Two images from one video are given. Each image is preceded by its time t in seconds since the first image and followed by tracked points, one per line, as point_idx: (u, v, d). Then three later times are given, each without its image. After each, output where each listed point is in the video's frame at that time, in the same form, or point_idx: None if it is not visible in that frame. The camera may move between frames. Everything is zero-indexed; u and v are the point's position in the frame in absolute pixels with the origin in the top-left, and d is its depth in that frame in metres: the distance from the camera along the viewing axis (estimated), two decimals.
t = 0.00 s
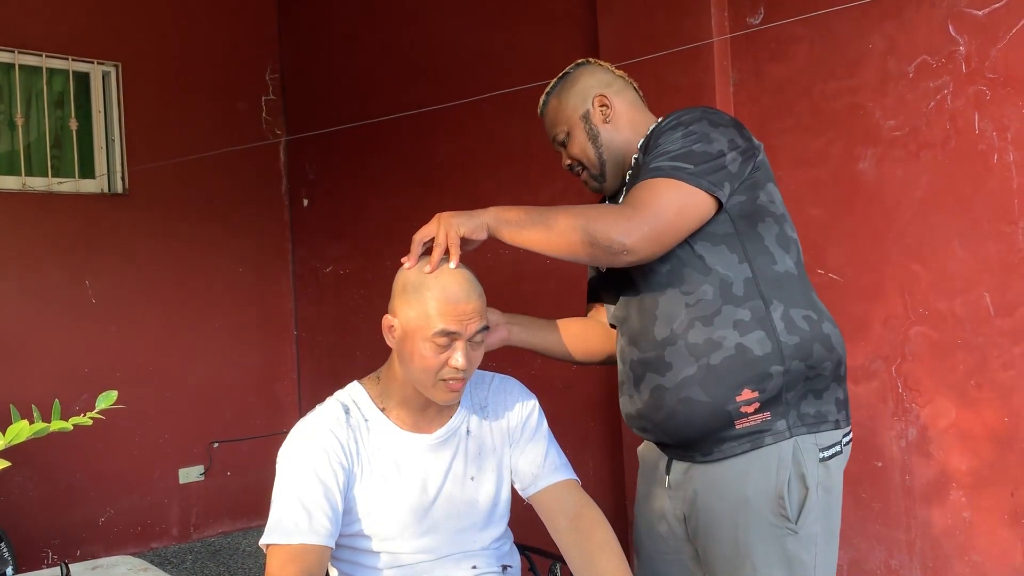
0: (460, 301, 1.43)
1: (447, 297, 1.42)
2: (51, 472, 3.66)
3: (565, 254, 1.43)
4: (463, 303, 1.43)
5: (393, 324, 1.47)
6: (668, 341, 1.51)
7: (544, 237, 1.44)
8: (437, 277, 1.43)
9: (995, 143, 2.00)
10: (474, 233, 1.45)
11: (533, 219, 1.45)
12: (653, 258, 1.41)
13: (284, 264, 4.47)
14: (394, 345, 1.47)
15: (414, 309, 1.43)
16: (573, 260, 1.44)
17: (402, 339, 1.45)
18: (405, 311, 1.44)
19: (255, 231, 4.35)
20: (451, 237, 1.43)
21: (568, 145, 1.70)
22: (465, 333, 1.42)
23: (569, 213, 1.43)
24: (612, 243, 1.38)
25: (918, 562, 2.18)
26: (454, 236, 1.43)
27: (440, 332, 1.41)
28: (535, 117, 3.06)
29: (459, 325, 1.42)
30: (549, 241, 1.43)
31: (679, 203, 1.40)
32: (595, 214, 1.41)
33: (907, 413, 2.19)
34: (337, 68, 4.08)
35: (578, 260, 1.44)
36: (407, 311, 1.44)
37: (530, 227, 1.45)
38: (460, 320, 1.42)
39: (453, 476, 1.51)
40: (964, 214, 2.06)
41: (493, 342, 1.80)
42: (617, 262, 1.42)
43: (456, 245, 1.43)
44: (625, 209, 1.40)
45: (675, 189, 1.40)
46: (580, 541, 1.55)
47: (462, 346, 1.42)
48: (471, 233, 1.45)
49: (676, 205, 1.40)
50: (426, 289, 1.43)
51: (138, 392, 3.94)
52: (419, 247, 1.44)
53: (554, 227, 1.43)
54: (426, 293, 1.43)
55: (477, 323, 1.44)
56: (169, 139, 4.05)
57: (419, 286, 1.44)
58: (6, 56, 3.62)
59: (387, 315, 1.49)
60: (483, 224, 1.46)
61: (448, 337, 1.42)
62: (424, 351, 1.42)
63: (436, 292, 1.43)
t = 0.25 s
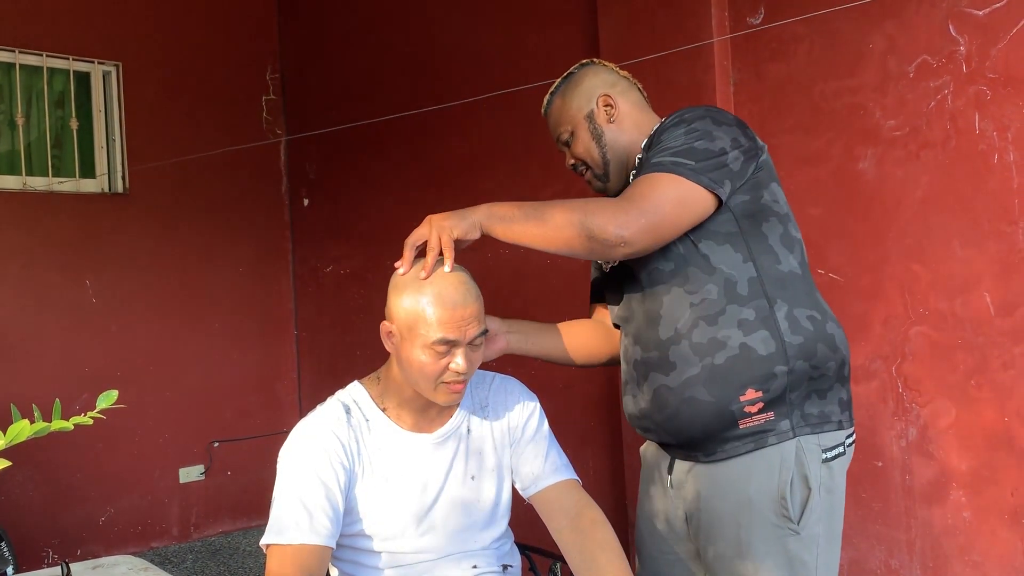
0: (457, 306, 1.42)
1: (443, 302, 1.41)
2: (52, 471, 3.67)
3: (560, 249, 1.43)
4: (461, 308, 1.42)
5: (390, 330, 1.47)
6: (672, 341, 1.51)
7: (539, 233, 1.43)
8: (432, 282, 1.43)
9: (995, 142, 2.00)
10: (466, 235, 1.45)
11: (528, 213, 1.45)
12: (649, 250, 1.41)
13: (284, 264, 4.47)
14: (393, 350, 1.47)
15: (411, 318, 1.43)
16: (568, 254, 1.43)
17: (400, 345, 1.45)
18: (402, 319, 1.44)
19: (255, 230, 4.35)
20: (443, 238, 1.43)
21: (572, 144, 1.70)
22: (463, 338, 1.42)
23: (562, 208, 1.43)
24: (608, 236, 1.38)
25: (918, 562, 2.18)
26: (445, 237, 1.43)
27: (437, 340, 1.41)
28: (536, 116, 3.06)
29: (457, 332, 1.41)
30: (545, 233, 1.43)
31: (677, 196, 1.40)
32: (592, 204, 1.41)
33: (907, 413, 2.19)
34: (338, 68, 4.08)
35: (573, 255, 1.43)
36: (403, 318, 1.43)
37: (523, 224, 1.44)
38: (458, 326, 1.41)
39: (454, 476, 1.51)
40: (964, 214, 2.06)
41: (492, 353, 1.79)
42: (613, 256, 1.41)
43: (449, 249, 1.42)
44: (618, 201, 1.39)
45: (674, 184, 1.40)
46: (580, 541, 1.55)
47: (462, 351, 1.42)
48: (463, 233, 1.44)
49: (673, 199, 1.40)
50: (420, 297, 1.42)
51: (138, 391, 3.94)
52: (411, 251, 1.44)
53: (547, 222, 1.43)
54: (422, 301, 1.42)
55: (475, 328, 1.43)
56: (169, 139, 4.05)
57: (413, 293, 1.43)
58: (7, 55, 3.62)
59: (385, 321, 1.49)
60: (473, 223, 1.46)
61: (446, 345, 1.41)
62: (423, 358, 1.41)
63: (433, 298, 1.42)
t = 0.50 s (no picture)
0: (451, 313, 1.40)
1: (437, 309, 1.40)
2: (52, 471, 3.67)
3: (557, 246, 1.40)
4: (455, 315, 1.41)
5: (385, 336, 1.46)
6: (671, 341, 1.51)
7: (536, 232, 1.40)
8: (425, 290, 1.40)
9: (995, 142, 2.00)
10: (460, 236, 1.38)
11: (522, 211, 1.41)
12: (647, 240, 1.40)
13: (284, 263, 4.47)
14: (388, 356, 1.47)
15: (404, 329, 1.41)
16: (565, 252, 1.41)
17: (395, 353, 1.44)
18: (395, 327, 1.42)
19: (255, 230, 4.35)
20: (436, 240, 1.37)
21: (573, 143, 1.70)
22: (457, 347, 1.41)
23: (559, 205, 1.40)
24: (604, 234, 1.37)
25: (918, 562, 2.18)
26: (438, 240, 1.37)
27: (431, 349, 1.40)
28: (536, 116, 3.06)
29: (451, 343, 1.40)
30: (541, 232, 1.39)
31: (674, 192, 1.40)
32: (591, 203, 1.38)
33: (906, 414, 2.19)
34: (338, 68, 4.08)
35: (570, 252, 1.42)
36: (396, 329, 1.42)
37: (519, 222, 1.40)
38: (451, 335, 1.40)
39: (453, 477, 1.51)
40: (964, 214, 2.06)
41: (491, 352, 1.79)
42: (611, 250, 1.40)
43: (443, 255, 1.37)
44: (615, 197, 1.38)
45: (670, 180, 1.40)
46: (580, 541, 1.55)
47: (457, 360, 1.42)
48: (456, 236, 1.38)
49: (669, 197, 1.39)
50: (413, 305, 1.40)
51: (137, 391, 3.94)
52: (402, 255, 1.40)
53: (544, 221, 1.39)
54: (415, 311, 1.40)
55: (470, 335, 1.43)
56: (169, 139, 4.05)
57: (406, 302, 1.41)
58: (6, 55, 3.62)
59: (380, 328, 1.48)
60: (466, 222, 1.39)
61: (440, 353, 1.40)
62: (418, 365, 1.41)
63: (425, 306, 1.40)
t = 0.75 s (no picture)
0: (447, 316, 1.40)
1: (433, 312, 1.40)
2: (51, 470, 3.67)
3: (553, 249, 1.41)
4: (451, 318, 1.40)
5: (382, 338, 1.46)
6: (671, 342, 1.51)
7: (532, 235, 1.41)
8: (421, 293, 1.40)
9: (994, 143, 2.00)
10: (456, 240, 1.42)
11: (519, 214, 1.42)
12: (645, 243, 1.40)
13: (283, 263, 4.47)
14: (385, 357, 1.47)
15: (399, 331, 1.41)
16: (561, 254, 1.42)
17: (392, 354, 1.45)
18: (391, 329, 1.43)
19: (254, 230, 4.35)
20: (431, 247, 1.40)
21: (574, 141, 1.70)
22: (453, 349, 1.41)
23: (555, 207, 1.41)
24: (600, 237, 1.37)
25: (917, 562, 2.18)
26: (434, 246, 1.39)
27: (426, 353, 1.40)
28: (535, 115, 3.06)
29: (446, 345, 1.40)
30: (539, 235, 1.41)
31: (673, 192, 1.40)
32: (589, 205, 1.38)
33: (905, 414, 2.19)
34: (337, 67, 4.08)
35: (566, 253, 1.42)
36: (392, 330, 1.42)
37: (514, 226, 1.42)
38: (446, 338, 1.40)
39: (453, 477, 1.51)
40: (963, 214, 2.06)
41: (487, 344, 1.78)
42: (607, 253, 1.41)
43: (438, 258, 1.39)
44: (612, 199, 1.38)
45: (669, 180, 1.40)
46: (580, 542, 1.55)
47: (452, 363, 1.42)
48: (452, 240, 1.41)
49: (669, 197, 1.39)
50: (408, 307, 1.40)
51: (136, 391, 3.94)
52: (398, 258, 1.41)
53: (541, 224, 1.40)
54: (410, 313, 1.40)
55: (466, 336, 1.43)
56: (168, 138, 4.05)
57: (401, 304, 1.41)
58: (5, 54, 3.62)
59: (377, 328, 1.48)
60: (462, 226, 1.42)
61: (436, 356, 1.40)
62: (414, 368, 1.41)
63: (421, 308, 1.40)
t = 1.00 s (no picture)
0: (445, 317, 1.40)
1: (430, 313, 1.40)
2: (48, 469, 3.66)
3: (550, 250, 1.41)
4: (449, 319, 1.40)
5: (379, 338, 1.46)
6: (669, 342, 1.51)
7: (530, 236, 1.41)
8: (419, 294, 1.40)
9: (992, 144, 2.00)
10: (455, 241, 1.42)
11: (517, 214, 1.42)
12: (645, 244, 1.40)
13: (281, 262, 4.47)
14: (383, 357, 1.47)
15: (397, 331, 1.41)
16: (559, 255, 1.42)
17: (389, 355, 1.44)
18: (389, 330, 1.42)
19: (252, 229, 4.35)
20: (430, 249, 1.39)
21: (574, 135, 1.69)
22: (451, 350, 1.41)
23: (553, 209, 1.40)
24: (599, 239, 1.37)
25: (913, 562, 2.19)
26: (433, 248, 1.39)
27: (424, 354, 1.40)
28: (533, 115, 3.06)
29: (444, 346, 1.40)
30: (537, 237, 1.40)
31: (673, 193, 1.39)
32: (588, 207, 1.38)
33: (902, 414, 2.19)
34: (335, 66, 4.08)
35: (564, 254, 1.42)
36: (390, 331, 1.42)
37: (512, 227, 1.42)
38: (444, 339, 1.40)
39: (451, 478, 1.51)
40: (960, 215, 2.06)
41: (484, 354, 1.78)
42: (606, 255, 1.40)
43: (437, 260, 1.38)
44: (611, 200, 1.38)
45: (669, 181, 1.40)
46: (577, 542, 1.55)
47: (450, 364, 1.41)
48: (451, 241, 1.41)
49: (668, 198, 1.39)
50: (406, 308, 1.40)
51: (134, 390, 3.93)
52: (396, 260, 1.41)
53: (539, 225, 1.40)
54: (408, 313, 1.40)
55: (464, 338, 1.42)
56: (166, 137, 4.04)
57: (399, 305, 1.41)
58: (3, 53, 3.61)
59: (375, 329, 1.48)
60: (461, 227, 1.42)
61: (434, 357, 1.40)
62: (412, 369, 1.41)
63: (419, 309, 1.40)
